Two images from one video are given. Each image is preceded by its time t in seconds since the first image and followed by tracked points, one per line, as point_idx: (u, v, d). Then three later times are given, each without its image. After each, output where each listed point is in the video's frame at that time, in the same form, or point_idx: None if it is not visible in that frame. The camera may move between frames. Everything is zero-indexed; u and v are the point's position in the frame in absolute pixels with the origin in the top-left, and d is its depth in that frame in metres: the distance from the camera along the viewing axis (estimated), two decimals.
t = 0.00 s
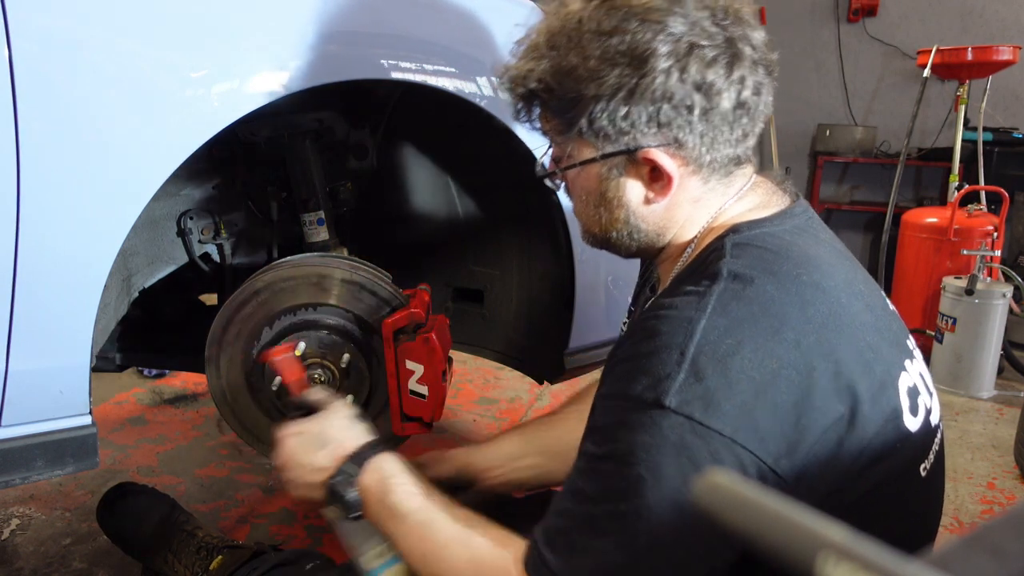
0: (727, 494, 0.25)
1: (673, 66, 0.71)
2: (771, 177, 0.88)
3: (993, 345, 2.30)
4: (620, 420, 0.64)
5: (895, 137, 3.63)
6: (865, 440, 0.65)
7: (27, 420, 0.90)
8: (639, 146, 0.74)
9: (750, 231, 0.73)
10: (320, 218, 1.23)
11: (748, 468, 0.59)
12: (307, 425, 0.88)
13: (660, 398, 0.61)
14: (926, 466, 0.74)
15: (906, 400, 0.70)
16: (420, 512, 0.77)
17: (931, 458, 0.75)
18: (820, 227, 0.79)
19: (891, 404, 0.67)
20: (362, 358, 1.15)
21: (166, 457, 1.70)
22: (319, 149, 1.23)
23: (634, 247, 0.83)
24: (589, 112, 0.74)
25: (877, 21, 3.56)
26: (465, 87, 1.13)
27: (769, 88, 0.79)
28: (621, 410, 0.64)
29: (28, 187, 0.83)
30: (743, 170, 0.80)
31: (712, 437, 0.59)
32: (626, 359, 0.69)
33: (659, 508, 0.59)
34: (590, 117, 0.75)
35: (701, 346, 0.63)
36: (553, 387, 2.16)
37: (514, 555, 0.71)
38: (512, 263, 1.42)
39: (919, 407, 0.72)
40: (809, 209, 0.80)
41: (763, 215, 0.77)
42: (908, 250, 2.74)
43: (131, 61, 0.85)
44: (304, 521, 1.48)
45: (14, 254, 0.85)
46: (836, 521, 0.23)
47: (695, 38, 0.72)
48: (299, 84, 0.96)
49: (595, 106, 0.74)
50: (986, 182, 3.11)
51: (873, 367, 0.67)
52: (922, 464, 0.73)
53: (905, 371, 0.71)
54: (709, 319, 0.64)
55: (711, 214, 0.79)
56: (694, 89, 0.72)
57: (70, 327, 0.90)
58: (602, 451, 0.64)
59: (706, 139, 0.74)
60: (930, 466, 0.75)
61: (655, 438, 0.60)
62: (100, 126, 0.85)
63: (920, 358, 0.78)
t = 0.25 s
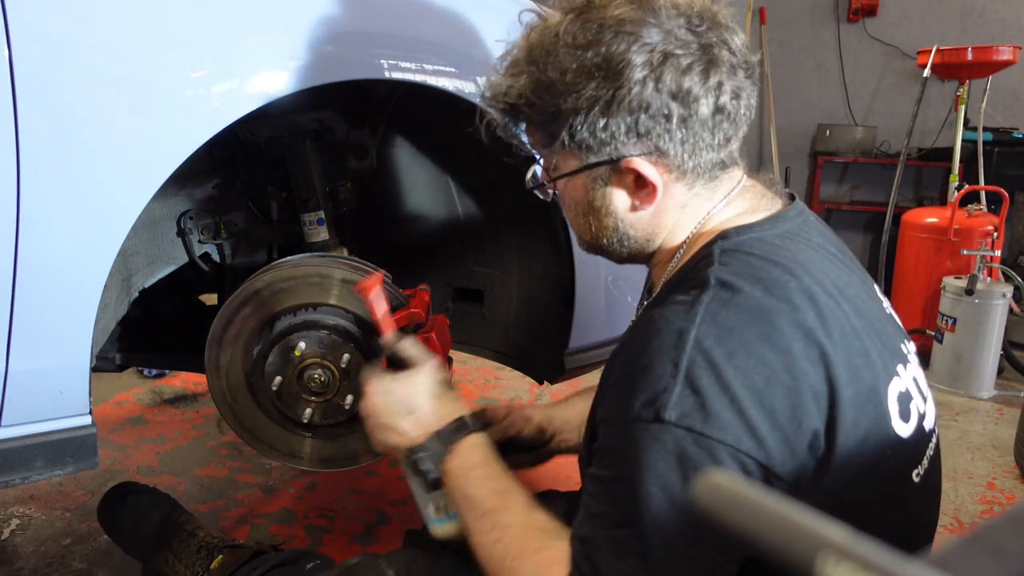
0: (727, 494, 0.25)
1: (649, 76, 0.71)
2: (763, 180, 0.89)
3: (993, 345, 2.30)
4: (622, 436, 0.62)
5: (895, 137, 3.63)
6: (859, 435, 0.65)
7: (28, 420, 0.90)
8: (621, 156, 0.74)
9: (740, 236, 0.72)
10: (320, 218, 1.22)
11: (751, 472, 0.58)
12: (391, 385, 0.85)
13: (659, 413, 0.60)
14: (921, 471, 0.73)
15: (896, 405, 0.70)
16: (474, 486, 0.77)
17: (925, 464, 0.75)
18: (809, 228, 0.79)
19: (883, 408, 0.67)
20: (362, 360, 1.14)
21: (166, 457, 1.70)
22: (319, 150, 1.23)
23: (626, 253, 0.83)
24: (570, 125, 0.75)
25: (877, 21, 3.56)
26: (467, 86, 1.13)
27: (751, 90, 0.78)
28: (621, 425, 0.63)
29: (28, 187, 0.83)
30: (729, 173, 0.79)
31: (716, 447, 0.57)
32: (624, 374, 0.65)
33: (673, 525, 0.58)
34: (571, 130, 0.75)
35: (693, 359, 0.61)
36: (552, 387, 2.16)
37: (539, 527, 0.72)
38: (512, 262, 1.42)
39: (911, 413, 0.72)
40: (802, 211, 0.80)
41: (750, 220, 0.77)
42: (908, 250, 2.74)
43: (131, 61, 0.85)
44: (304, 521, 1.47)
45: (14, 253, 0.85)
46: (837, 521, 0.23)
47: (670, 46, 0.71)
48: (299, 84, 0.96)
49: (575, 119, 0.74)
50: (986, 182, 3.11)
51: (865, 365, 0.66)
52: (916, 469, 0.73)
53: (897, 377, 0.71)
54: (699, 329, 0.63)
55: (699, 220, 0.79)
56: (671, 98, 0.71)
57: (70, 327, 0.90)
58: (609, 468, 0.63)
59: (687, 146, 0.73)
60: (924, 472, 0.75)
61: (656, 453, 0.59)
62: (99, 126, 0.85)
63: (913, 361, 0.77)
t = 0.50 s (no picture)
0: (727, 494, 0.25)
1: (655, 72, 0.70)
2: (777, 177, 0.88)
3: (993, 345, 2.30)
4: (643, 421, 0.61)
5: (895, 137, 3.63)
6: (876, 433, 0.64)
7: (28, 420, 0.90)
8: (630, 152, 0.74)
9: (760, 231, 0.72)
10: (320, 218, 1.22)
11: (769, 463, 0.58)
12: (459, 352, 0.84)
13: (681, 399, 0.59)
14: (931, 473, 0.73)
15: (912, 406, 0.69)
16: (523, 459, 0.72)
17: (936, 465, 0.75)
18: (826, 225, 0.78)
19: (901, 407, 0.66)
20: (362, 359, 1.14)
21: (166, 457, 1.70)
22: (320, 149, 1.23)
23: (640, 250, 0.82)
24: (579, 122, 0.74)
25: (877, 21, 3.56)
26: (466, 87, 1.12)
27: (762, 83, 0.76)
28: (642, 410, 0.62)
29: (28, 187, 0.83)
30: (741, 168, 0.78)
31: (738, 435, 0.57)
32: (642, 360, 0.65)
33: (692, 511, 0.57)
34: (579, 127, 0.75)
35: (718, 346, 0.60)
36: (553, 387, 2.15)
37: (566, 504, 0.69)
38: (512, 262, 1.41)
39: (924, 413, 0.72)
40: (821, 207, 0.80)
41: (763, 215, 0.76)
42: (909, 249, 2.74)
43: (131, 61, 0.85)
44: (304, 521, 1.47)
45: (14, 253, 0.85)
46: (837, 522, 0.23)
47: (676, 42, 0.71)
48: (299, 84, 0.96)
49: (583, 116, 0.74)
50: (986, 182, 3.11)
51: (883, 363, 0.66)
52: (927, 471, 0.72)
53: (914, 377, 0.71)
54: (725, 317, 0.62)
55: (713, 215, 0.78)
56: (678, 93, 0.71)
57: (70, 326, 0.90)
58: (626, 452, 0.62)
59: (696, 141, 0.73)
60: (935, 473, 0.74)
61: (677, 437, 0.58)
62: (100, 126, 0.85)
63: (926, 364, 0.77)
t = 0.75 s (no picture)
0: (726, 494, 0.25)
1: (698, 59, 0.63)
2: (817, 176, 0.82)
3: (993, 345, 2.30)
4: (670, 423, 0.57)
5: (895, 137, 3.64)
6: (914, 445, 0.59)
7: (27, 420, 0.90)
8: (667, 141, 0.66)
9: (796, 230, 0.66)
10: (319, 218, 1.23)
11: (800, 470, 0.52)
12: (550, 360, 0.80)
13: (709, 397, 0.55)
14: (955, 485, 0.66)
15: (939, 416, 0.63)
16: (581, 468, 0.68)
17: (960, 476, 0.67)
18: (864, 231, 0.72)
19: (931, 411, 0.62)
20: (362, 359, 1.14)
21: (166, 457, 1.70)
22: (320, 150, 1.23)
23: (666, 242, 0.75)
24: (615, 108, 0.67)
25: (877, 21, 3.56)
26: (465, 86, 1.13)
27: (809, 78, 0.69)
28: (669, 412, 0.57)
29: (29, 187, 0.83)
30: (779, 165, 0.71)
31: (766, 436, 0.52)
32: (667, 359, 0.60)
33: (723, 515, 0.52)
34: (615, 112, 0.67)
35: (747, 344, 0.56)
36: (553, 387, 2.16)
37: (610, 509, 0.65)
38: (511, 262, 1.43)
39: (949, 424, 0.65)
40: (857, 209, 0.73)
41: (801, 216, 0.69)
42: (908, 249, 2.74)
43: (131, 61, 0.85)
44: (304, 521, 1.47)
45: (14, 254, 0.85)
46: (836, 520, 0.23)
47: (721, 28, 0.63)
48: (300, 84, 0.96)
49: (620, 101, 0.66)
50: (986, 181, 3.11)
51: (921, 369, 0.62)
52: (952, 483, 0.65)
53: (940, 385, 0.65)
54: (756, 315, 0.57)
55: (748, 211, 0.71)
56: (720, 83, 0.64)
57: (70, 326, 0.90)
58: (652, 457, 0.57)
59: (736, 134, 0.65)
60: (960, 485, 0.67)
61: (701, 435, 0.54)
62: (100, 126, 0.85)
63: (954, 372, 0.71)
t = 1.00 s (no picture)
0: (726, 493, 0.25)
1: (762, 38, 0.63)
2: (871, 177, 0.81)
3: (993, 345, 2.30)
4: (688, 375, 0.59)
5: (896, 137, 3.64)
6: (924, 451, 0.60)
7: (28, 420, 0.90)
8: (723, 119, 0.66)
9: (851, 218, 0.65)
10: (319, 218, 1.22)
11: (800, 451, 0.54)
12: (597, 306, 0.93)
13: (727, 356, 0.56)
14: (973, 498, 0.67)
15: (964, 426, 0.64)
16: (596, 394, 0.79)
17: (979, 491, 0.68)
18: (916, 229, 0.71)
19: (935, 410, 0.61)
20: (362, 358, 1.14)
21: (166, 457, 1.70)
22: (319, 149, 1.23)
23: (713, 226, 0.75)
24: (675, 82, 0.67)
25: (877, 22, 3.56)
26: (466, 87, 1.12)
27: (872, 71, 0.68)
28: (691, 366, 0.59)
29: (30, 187, 0.83)
30: (834, 156, 0.70)
31: (771, 406, 0.54)
32: (706, 311, 0.62)
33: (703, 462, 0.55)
34: (675, 87, 0.67)
35: (780, 315, 0.57)
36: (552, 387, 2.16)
37: (607, 440, 0.73)
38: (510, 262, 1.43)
39: (974, 436, 0.66)
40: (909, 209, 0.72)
41: (856, 210, 0.68)
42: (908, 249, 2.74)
43: (131, 61, 0.85)
44: (305, 521, 1.47)
45: (14, 254, 0.85)
46: (835, 520, 0.23)
47: (788, 10, 0.64)
48: (300, 84, 0.96)
49: (681, 76, 0.66)
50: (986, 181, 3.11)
51: (944, 377, 0.61)
52: (971, 495, 0.66)
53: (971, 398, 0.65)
54: (797, 289, 0.58)
55: (799, 199, 0.70)
56: (783, 64, 0.63)
57: (70, 326, 0.90)
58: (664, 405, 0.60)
59: (793, 115, 0.65)
60: (976, 498, 0.68)
61: (710, 390, 0.56)
62: (101, 126, 0.85)
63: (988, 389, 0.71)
